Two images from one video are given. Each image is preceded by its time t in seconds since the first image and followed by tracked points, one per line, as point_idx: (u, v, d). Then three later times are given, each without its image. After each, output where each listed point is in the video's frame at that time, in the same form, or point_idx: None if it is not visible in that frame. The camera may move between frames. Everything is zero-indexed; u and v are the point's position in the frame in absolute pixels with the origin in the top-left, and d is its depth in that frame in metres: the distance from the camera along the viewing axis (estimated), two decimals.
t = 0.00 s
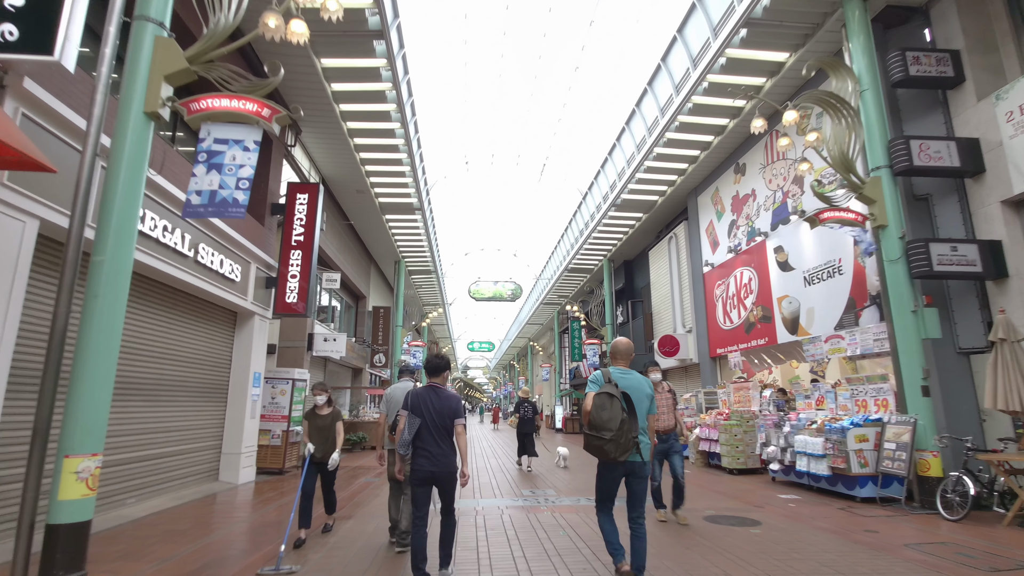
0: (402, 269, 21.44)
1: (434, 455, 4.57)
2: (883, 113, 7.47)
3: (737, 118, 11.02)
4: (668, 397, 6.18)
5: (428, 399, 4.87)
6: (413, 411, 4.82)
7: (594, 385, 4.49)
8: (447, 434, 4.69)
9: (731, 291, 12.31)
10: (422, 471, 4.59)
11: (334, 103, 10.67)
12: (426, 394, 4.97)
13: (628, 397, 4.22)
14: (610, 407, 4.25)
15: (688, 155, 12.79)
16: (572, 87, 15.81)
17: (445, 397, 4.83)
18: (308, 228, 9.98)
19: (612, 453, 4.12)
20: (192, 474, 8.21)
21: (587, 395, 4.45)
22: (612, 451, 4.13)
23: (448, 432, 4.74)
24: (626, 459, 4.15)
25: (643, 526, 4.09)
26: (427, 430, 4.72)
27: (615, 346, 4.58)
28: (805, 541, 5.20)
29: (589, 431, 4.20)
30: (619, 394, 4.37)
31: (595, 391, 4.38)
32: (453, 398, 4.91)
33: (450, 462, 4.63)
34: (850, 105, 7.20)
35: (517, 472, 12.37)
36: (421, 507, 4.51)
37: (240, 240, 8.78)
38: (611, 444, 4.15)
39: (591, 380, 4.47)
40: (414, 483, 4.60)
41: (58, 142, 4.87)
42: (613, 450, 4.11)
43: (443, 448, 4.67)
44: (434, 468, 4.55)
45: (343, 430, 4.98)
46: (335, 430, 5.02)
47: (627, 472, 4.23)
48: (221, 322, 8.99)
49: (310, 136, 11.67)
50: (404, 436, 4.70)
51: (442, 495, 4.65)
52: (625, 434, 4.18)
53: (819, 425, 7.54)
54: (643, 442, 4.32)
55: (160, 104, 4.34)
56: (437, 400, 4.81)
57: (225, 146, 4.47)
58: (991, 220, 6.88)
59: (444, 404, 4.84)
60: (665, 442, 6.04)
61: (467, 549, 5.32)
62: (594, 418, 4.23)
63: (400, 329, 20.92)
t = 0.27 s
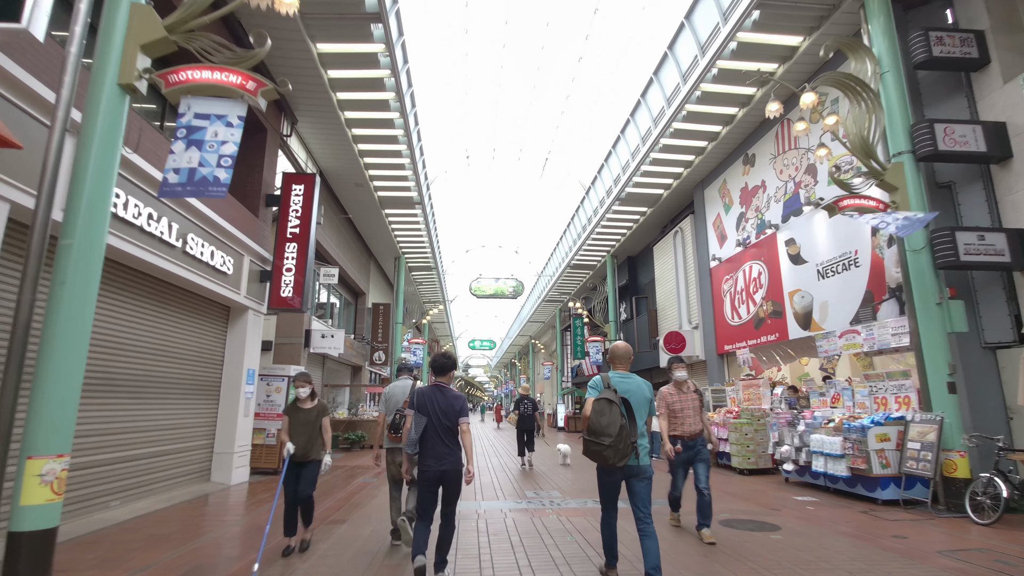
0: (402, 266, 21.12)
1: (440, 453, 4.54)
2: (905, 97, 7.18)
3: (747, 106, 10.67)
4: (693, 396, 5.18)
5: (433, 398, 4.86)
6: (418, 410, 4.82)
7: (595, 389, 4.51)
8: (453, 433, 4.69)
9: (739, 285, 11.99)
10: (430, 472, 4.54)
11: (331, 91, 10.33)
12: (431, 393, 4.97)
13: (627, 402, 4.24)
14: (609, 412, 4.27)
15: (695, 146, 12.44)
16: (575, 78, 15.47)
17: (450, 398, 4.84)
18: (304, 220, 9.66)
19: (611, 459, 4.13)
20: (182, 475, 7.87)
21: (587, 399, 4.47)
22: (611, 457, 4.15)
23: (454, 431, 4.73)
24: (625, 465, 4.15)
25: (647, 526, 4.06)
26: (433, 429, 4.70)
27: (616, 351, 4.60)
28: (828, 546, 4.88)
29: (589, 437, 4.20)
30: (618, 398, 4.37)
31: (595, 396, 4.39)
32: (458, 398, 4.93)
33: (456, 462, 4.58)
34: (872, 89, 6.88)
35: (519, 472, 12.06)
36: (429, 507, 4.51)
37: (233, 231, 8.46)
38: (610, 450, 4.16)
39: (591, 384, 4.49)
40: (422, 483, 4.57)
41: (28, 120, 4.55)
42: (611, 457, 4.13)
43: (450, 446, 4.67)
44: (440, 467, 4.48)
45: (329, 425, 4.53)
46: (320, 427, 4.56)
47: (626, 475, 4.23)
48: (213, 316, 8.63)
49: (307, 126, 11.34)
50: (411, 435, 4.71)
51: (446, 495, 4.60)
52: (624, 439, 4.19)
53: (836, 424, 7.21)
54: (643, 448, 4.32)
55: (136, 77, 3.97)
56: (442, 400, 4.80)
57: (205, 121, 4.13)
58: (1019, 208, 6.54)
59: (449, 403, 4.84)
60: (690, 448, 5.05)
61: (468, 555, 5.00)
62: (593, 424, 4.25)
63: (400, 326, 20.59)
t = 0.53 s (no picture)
0: (401, 262, 20.78)
1: (440, 452, 4.50)
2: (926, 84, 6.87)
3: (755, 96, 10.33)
4: (724, 388, 4.40)
5: (435, 397, 4.71)
6: (419, 409, 4.68)
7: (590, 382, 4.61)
8: (454, 433, 4.58)
9: (746, 282, 11.67)
10: (427, 470, 4.50)
11: (326, 80, 9.99)
12: (432, 391, 4.84)
13: (620, 392, 4.38)
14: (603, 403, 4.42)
15: (700, 139, 12.10)
16: (577, 71, 15.14)
17: (451, 394, 4.82)
18: (298, 212, 9.33)
19: (605, 447, 4.24)
20: (169, 478, 7.51)
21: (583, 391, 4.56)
22: (605, 444, 4.24)
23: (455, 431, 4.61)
24: (619, 453, 4.23)
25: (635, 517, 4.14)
26: (435, 429, 4.58)
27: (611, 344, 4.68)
28: (852, 555, 4.56)
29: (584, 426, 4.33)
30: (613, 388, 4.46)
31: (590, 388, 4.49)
32: (460, 397, 4.80)
33: (455, 460, 4.55)
34: (892, 73, 6.54)
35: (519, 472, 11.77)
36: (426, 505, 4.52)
37: (223, 224, 8.11)
38: (604, 438, 4.28)
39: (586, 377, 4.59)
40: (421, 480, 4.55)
41: None
42: (604, 444, 4.22)
43: (450, 446, 4.58)
44: (441, 465, 4.46)
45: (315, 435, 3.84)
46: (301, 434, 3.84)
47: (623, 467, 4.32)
48: (202, 312, 8.25)
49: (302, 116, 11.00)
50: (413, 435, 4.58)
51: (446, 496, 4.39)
52: (618, 427, 4.31)
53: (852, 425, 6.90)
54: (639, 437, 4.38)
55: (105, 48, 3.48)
56: (444, 398, 4.69)
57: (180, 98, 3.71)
58: None
59: (451, 402, 4.71)
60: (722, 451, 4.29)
61: (468, 565, 4.69)
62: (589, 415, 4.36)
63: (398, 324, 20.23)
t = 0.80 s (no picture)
0: (399, 259, 20.42)
1: (434, 450, 4.25)
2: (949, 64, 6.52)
3: (763, 85, 9.98)
4: (761, 387, 3.57)
5: (430, 395, 4.46)
6: (413, 406, 4.40)
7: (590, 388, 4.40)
8: (450, 432, 4.30)
9: (753, 277, 11.33)
10: (420, 468, 4.26)
11: (319, 67, 9.62)
12: (427, 389, 4.57)
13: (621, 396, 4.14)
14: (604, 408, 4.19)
15: (706, 130, 11.75)
16: (579, 63, 14.79)
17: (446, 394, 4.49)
18: (289, 203, 8.98)
19: (606, 453, 4.02)
20: (151, 480, 7.15)
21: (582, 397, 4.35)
22: (607, 451, 4.03)
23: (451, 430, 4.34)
24: (621, 458, 4.02)
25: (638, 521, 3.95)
26: (430, 427, 4.32)
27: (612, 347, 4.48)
28: (879, 565, 4.22)
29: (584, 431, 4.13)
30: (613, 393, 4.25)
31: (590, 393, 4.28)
32: (456, 395, 4.55)
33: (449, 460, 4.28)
34: (913, 53, 6.19)
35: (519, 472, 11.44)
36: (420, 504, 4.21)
37: (209, 214, 7.76)
38: (605, 443, 4.07)
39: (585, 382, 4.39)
40: (412, 480, 4.27)
41: None
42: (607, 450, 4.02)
43: (444, 446, 4.31)
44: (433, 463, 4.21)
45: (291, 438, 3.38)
46: (276, 436, 3.39)
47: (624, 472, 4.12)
48: (187, 306, 7.89)
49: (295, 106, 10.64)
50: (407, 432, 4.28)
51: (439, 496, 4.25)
52: (619, 433, 4.09)
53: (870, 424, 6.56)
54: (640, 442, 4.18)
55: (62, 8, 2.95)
56: (440, 396, 4.43)
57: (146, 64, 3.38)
58: None
59: (446, 400, 4.45)
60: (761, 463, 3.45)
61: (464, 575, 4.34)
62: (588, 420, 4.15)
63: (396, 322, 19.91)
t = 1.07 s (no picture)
0: (398, 257, 20.11)
1: (435, 453, 4.13)
2: (974, 46, 6.20)
3: (773, 75, 9.65)
4: (812, 378, 2.75)
5: (430, 398, 4.36)
6: (413, 409, 4.32)
7: (592, 383, 4.47)
8: (449, 435, 4.19)
9: (760, 274, 11.01)
10: (422, 472, 4.11)
11: (313, 56, 9.28)
12: (427, 392, 4.46)
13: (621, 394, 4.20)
14: (605, 404, 4.29)
15: (713, 123, 11.43)
16: (581, 56, 14.47)
17: (448, 395, 4.38)
18: (282, 195, 8.63)
19: (607, 449, 4.13)
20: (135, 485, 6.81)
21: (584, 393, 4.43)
22: (607, 447, 4.12)
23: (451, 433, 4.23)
24: (621, 454, 4.09)
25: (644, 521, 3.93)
26: (429, 430, 4.21)
27: (612, 344, 4.53)
28: None
29: (585, 427, 4.22)
30: (614, 390, 4.30)
31: (591, 390, 4.36)
32: (457, 398, 4.40)
33: (452, 462, 4.16)
34: (936, 34, 5.86)
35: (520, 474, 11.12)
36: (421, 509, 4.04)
37: (197, 206, 7.44)
38: (605, 439, 4.16)
39: (587, 378, 4.46)
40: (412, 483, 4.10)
41: None
42: (606, 446, 4.12)
43: (446, 448, 4.19)
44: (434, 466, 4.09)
45: (257, 445, 2.88)
46: (246, 442, 2.89)
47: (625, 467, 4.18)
48: (174, 302, 7.55)
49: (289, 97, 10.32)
50: (404, 436, 4.20)
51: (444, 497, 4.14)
52: (619, 430, 4.17)
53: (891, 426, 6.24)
54: (641, 437, 4.23)
55: None
56: (440, 399, 4.32)
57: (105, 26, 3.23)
58: None
59: (447, 402, 4.35)
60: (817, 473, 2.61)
61: None
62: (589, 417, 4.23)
63: (395, 321, 19.59)
